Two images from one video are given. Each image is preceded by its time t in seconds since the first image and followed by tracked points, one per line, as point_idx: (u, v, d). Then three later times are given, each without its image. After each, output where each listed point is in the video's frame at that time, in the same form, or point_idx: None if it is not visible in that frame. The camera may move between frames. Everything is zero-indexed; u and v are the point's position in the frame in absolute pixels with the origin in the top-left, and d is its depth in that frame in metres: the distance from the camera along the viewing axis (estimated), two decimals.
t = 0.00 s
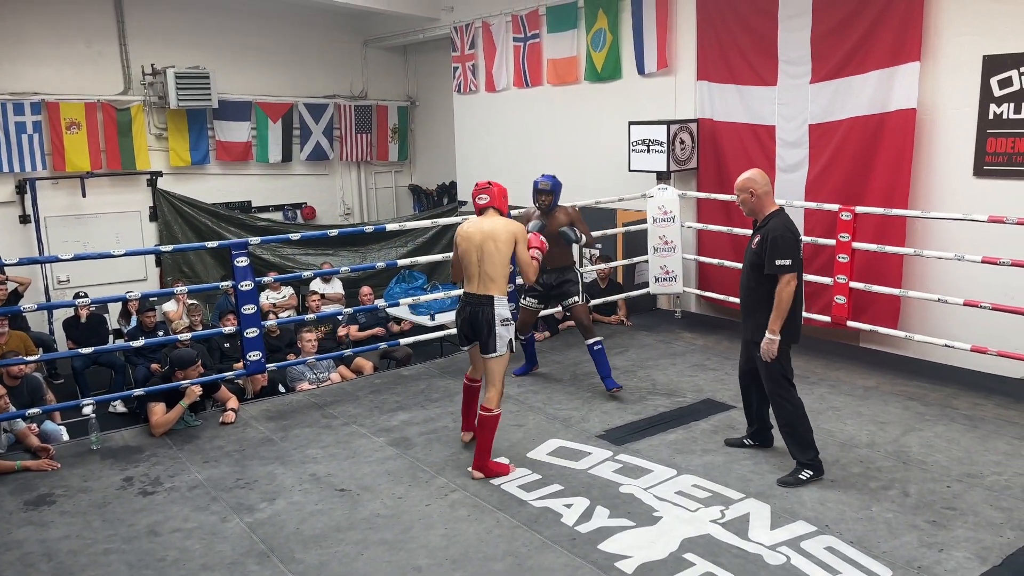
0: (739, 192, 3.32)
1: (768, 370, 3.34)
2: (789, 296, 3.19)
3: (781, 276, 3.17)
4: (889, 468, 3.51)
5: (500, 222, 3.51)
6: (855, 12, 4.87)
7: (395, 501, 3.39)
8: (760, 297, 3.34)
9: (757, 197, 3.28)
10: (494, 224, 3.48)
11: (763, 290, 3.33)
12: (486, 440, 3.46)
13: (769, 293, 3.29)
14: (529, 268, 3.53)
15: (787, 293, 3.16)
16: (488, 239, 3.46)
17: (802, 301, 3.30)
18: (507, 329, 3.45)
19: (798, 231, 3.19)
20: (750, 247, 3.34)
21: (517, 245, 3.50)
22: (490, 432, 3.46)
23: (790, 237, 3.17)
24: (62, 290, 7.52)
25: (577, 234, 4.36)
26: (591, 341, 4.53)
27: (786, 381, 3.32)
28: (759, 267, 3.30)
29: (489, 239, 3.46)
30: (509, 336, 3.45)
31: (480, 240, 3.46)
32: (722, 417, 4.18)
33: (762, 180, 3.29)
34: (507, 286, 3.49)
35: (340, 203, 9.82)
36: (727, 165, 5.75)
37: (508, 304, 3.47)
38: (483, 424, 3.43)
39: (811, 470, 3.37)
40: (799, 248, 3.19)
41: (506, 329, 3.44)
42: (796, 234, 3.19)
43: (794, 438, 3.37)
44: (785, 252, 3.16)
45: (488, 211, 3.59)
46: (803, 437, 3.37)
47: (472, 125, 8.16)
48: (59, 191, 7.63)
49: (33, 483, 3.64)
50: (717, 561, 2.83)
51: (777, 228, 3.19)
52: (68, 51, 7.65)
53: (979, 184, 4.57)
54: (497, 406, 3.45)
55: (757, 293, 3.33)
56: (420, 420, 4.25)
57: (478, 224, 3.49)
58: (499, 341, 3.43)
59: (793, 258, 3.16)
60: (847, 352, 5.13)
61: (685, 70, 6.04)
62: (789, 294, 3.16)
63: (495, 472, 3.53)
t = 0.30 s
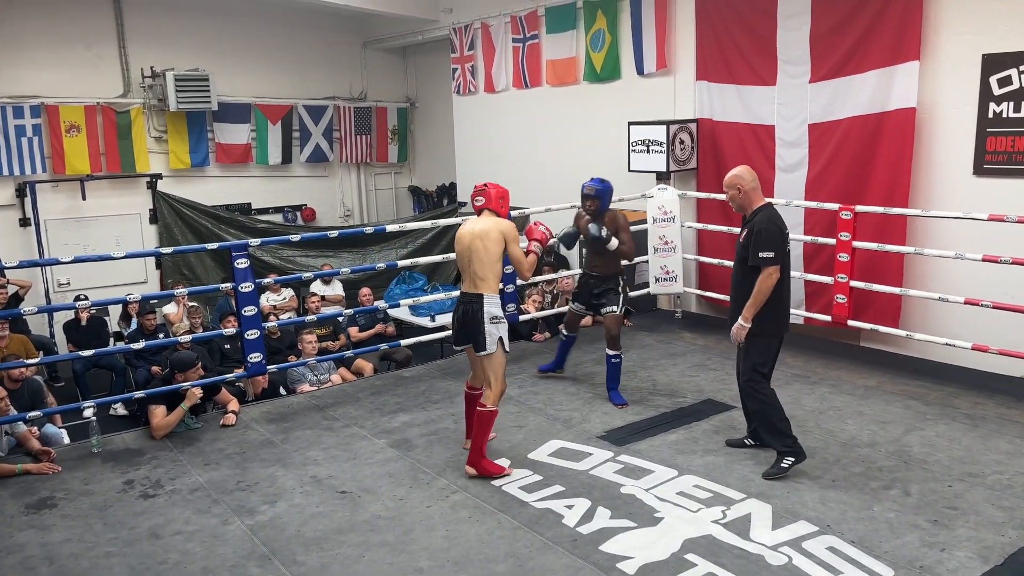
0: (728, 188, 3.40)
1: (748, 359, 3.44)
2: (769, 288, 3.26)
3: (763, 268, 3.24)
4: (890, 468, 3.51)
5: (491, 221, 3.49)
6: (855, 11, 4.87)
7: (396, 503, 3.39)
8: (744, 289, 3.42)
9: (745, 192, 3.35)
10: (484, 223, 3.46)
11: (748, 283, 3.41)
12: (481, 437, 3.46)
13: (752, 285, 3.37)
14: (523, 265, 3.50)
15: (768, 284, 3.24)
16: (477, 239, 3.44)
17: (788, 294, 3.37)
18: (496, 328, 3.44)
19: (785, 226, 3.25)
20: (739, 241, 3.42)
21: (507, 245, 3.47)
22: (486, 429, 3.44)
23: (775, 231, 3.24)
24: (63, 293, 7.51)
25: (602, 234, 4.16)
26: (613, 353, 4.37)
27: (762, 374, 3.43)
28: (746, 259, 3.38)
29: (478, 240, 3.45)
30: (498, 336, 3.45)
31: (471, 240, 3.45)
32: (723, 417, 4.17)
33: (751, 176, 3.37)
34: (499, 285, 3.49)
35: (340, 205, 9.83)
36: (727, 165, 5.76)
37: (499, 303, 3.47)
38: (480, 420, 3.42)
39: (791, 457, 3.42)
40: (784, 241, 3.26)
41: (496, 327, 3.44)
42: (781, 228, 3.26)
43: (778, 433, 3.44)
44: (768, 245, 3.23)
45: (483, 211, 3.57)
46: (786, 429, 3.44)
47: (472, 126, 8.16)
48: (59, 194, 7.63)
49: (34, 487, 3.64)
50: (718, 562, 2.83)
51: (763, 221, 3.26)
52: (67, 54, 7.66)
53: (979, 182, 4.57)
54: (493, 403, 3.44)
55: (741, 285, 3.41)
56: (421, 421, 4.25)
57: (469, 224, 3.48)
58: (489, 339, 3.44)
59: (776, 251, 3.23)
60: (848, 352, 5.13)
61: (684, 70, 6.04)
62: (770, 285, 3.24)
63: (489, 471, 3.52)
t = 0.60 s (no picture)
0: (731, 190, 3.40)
1: (738, 364, 3.46)
2: (761, 294, 3.28)
3: (755, 273, 3.26)
4: (887, 467, 3.51)
5: (497, 231, 3.45)
6: (850, 10, 4.86)
7: (393, 505, 3.39)
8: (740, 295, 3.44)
9: (747, 195, 3.36)
10: (488, 232, 3.44)
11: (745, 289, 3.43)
12: (462, 444, 3.47)
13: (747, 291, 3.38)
14: (524, 281, 3.43)
15: (758, 289, 3.26)
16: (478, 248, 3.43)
17: (782, 302, 3.37)
18: (491, 336, 3.45)
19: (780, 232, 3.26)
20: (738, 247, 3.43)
21: (509, 257, 3.42)
22: (468, 436, 3.45)
23: (769, 237, 3.25)
24: (59, 296, 7.49)
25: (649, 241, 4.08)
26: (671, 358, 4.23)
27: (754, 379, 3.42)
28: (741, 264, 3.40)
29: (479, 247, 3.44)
30: (492, 344, 3.46)
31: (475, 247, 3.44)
32: (720, 417, 4.17)
33: (754, 178, 3.34)
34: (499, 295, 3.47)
35: (337, 206, 9.83)
36: (723, 165, 5.76)
37: (497, 312, 3.46)
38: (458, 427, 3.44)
39: (790, 457, 3.37)
40: (778, 248, 3.27)
41: (491, 337, 3.45)
42: (776, 235, 3.27)
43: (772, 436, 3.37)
44: (760, 250, 3.24)
45: (500, 214, 3.54)
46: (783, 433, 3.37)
47: (468, 127, 8.16)
48: (55, 197, 7.63)
49: (30, 491, 3.64)
50: (715, 562, 2.83)
51: (758, 227, 3.28)
52: (63, 56, 7.66)
53: (975, 182, 4.58)
54: (476, 411, 3.44)
55: (737, 291, 3.43)
56: (418, 423, 4.25)
57: (478, 228, 3.47)
58: (482, 347, 3.45)
59: (769, 257, 3.24)
60: (845, 352, 5.13)
61: (680, 71, 6.04)
62: (760, 291, 3.26)
63: (467, 478, 3.52)
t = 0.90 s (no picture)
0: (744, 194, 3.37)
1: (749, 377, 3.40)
2: (750, 305, 3.21)
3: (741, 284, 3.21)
4: (880, 465, 3.52)
5: (522, 236, 3.47)
6: (841, 10, 4.88)
7: (387, 506, 3.38)
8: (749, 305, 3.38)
9: (754, 199, 3.31)
10: (512, 236, 3.46)
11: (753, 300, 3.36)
12: (466, 440, 3.47)
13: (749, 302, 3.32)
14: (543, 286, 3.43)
15: (743, 301, 3.20)
16: (500, 252, 3.45)
17: (782, 315, 3.25)
18: (510, 339, 3.42)
19: (769, 243, 3.15)
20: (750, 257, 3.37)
21: (532, 260, 3.43)
22: (474, 434, 3.46)
23: (756, 247, 3.16)
24: (51, 298, 7.47)
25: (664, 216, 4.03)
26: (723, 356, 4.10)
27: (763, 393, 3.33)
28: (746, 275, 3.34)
29: (500, 252, 3.45)
30: (510, 348, 3.43)
31: (497, 251, 3.46)
32: (713, 417, 4.18)
33: (761, 181, 3.28)
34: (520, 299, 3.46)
35: (330, 207, 9.82)
36: (716, 165, 5.77)
37: (516, 317, 3.45)
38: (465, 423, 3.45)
39: (786, 476, 3.35)
40: (767, 259, 3.17)
41: (511, 339, 3.43)
42: (767, 245, 3.17)
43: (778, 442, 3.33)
44: (747, 260, 3.17)
45: (523, 222, 3.56)
46: (789, 440, 3.32)
47: (461, 128, 8.16)
48: (46, 199, 7.60)
49: (22, 494, 3.62)
50: (709, 562, 2.83)
51: (750, 237, 3.22)
52: (55, 58, 7.63)
53: (966, 181, 4.60)
54: (485, 410, 3.44)
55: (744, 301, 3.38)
56: (412, 424, 4.25)
57: (501, 233, 3.49)
58: (499, 350, 3.42)
59: (754, 268, 3.16)
60: (838, 351, 5.15)
61: (673, 71, 6.05)
62: (745, 303, 3.20)
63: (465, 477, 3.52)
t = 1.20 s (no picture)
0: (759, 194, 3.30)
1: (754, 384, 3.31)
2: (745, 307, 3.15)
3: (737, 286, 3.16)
4: (865, 465, 3.55)
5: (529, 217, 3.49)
6: (827, 13, 4.91)
7: (375, 508, 3.38)
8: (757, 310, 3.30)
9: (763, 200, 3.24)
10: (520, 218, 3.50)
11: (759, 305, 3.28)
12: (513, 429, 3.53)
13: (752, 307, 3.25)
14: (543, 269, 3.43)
15: (738, 303, 3.16)
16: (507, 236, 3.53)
17: (782, 321, 3.15)
18: (518, 323, 3.53)
19: (764, 245, 3.07)
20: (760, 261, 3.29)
21: (532, 243, 3.44)
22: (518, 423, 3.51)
23: (752, 249, 3.10)
24: (36, 301, 7.45)
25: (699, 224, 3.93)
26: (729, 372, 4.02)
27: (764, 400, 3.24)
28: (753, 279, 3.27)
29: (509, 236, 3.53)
30: (519, 331, 3.54)
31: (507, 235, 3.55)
32: (701, 418, 4.20)
33: (772, 181, 3.19)
34: (528, 283, 3.51)
35: (318, 209, 9.79)
36: (703, 167, 5.80)
37: (523, 301, 3.50)
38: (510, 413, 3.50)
39: (774, 476, 3.37)
40: (763, 261, 3.10)
41: (517, 323, 3.54)
42: (764, 246, 3.09)
43: (775, 449, 3.30)
44: (743, 262, 3.13)
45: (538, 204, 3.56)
46: (784, 450, 3.30)
47: (450, 129, 8.16)
48: (31, 201, 7.54)
49: (6, 498, 3.59)
50: (696, 562, 2.84)
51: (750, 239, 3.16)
52: (40, 58, 7.58)
53: (950, 183, 4.63)
54: (525, 399, 3.50)
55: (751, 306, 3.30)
56: (400, 426, 4.24)
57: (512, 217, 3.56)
58: (511, 333, 3.58)
59: (748, 269, 3.10)
60: (825, 351, 5.17)
61: (660, 73, 6.08)
62: (740, 305, 3.15)
63: (518, 467, 3.58)
